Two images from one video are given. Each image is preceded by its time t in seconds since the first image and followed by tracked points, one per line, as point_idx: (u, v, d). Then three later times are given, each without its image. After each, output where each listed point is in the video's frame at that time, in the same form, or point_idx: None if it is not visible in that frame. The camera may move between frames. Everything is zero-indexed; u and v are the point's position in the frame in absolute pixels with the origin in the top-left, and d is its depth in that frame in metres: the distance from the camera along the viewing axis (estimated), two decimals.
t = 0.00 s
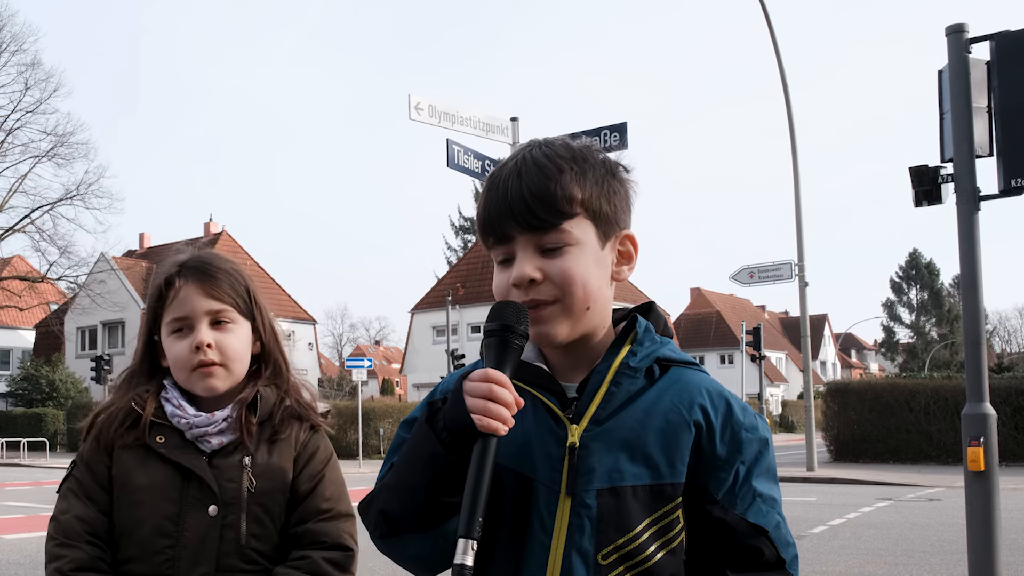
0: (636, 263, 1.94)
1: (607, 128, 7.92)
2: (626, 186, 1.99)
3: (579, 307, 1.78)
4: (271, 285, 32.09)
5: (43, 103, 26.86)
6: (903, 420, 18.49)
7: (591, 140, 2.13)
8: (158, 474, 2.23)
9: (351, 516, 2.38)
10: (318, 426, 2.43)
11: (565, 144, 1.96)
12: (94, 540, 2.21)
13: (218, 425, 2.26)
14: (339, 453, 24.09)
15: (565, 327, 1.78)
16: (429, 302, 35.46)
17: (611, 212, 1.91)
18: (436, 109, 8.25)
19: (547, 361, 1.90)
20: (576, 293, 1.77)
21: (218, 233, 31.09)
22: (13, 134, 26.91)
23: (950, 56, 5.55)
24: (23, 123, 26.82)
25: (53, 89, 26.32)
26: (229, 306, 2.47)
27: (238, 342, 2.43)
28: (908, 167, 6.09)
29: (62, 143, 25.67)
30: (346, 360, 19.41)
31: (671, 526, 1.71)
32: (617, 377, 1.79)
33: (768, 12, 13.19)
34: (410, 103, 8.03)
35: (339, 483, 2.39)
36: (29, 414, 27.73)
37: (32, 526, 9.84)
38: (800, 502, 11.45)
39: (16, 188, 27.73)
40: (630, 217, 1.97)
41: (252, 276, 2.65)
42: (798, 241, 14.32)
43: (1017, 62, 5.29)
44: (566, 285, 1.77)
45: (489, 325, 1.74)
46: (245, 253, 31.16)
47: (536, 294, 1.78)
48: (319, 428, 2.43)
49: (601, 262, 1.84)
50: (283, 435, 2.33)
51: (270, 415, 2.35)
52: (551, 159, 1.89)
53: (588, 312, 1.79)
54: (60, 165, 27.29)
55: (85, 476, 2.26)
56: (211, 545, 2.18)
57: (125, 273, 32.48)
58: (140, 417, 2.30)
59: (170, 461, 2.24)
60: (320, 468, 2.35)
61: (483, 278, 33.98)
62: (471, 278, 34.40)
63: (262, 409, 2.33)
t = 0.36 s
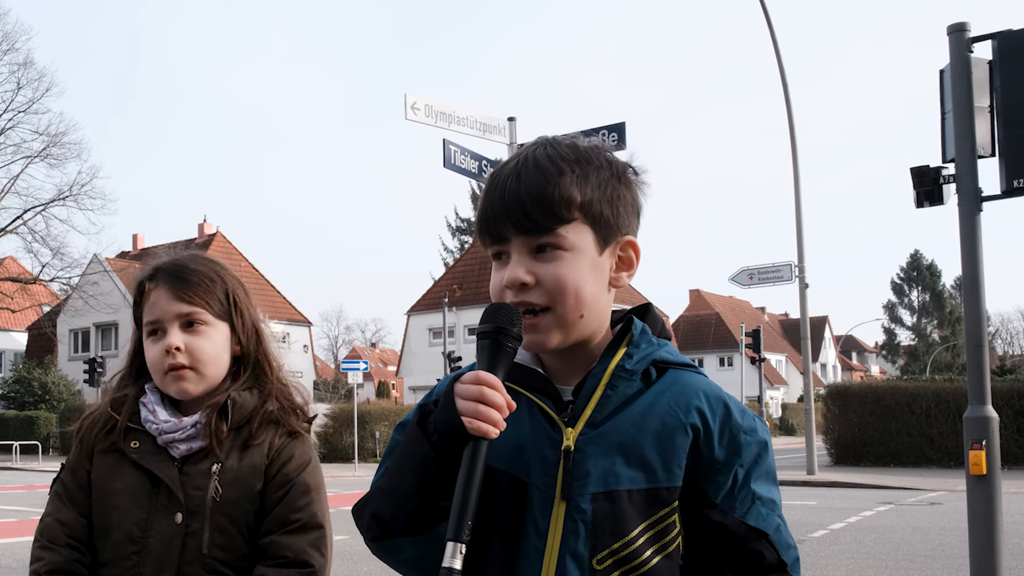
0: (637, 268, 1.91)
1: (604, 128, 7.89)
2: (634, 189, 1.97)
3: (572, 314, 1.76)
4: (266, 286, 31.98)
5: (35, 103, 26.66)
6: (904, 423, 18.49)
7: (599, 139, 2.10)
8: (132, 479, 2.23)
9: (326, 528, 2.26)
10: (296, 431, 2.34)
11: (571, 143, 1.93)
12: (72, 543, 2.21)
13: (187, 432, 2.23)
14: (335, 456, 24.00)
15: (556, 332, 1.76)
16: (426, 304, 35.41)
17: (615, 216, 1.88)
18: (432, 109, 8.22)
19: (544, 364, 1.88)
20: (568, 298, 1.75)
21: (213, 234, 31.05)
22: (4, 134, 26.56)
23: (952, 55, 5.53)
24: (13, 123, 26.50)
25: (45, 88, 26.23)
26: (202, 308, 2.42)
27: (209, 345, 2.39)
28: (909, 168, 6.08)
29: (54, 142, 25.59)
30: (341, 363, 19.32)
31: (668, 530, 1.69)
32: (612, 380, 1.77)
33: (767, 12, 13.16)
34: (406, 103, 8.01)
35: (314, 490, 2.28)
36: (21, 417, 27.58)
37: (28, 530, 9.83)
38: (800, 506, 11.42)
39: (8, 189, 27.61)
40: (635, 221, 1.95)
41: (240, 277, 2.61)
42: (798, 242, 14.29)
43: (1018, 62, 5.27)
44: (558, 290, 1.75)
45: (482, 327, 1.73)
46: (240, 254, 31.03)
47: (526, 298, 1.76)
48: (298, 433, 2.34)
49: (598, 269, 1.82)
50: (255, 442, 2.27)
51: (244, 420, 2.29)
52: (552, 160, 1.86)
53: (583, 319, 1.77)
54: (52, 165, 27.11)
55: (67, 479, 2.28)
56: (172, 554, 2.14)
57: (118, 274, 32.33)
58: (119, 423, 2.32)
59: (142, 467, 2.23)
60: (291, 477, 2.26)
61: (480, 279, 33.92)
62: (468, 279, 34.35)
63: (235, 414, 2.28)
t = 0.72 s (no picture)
0: (641, 274, 1.89)
1: (603, 128, 7.87)
2: (641, 193, 1.95)
3: (573, 320, 1.74)
4: (261, 288, 31.89)
5: (28, 103, 26.34)
6: (905, 426, 18.44)
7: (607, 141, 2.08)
8: (115, 483, 2.22)
9: (299, 534, 2.15)
10: (277, 435, 2.27)
11: (580, 146, 1.91)
12: (63, 548, 2.24)
13: (164, 438, 2.22)
14: (332, 459, 23.94)
15: (556, 336, 1.74)
16: (422, 306, 35.34)
17: (620, 221, 1.86)
18: (429, 109, 8.20)
19: (544, 366, 1.86)
20: (568, 305, 1.74)
21: (208, 235, 30.95)
22: None
23: (953, 55, 5.51)
24: (7, 123, 26.23)
25: (38, 88, 26.09)
26: (201, 310, 2.40)
27: (206, 348, 2.37)
28: (911, 168, 6.06)
29: (47, 143, 25.49)
30: (337, 365, 19.27)
31: (666, 534, 1.67)
32: (612, 383, 1.75)
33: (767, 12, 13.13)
34: (403, 103, 7.98)
35: (290, 494, 2.18)
36: (13, 420, 27.48)
37: (25, 534, 9.82)
38: (801, 510, 11.41)
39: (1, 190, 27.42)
40: (641, 225, 1.93)
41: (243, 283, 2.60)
42: (799, 244, 14.26)
43: (1020, 61, 5.25)
44: (559, 297, 1.73)
45: (480, 327, 1.71)
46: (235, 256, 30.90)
47: (527, 303, 1.74)
48: (279, 437, 2.26)
49: (601, 276, 1.80)
50: (231, 446, 2.21)
51: (225, 425, 2.25)
52: (559, 163, 1.85)
53: (582, 325, 1.75)
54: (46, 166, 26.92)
55: (64, 483, 2.31)
56: (145, 558, 2.11)
57: (111, 276, 32.22)
58: (109, 429, 2.33)
59: (126, 471, 2.22)
60: (263, 482, 2.18)
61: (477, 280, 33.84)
62: (465, 280, 34.22)
63: (214, 418, 2.24)
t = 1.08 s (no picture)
0: (643, 274, 1.88)
1: (601, 128, 7.84)
2: (639, 192, 1.93)
3: (579, 321, 1.72)
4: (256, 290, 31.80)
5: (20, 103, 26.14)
6: (906, 430, 18.39)
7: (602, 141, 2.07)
8: (143, 487, 2.18)
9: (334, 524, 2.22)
10: (306, 432, 2.30)
11: (578, 146, 1.90)
12: (81, 556, 2.18)
13: (196, 439, 2.20)
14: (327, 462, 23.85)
15: (562, 339, 1.72)
16: (418, 308, 35.28)
17: (621, 220, 1.84)
18: (425, 109, 8.18)
19: (546, 369, 1.84)
20: (576, 306, 1.72)
21: (203, 236, 30.84)
22: None
23: (955, 54, 5.49)
24: None
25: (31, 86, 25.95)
26: (228, 311, 2.40)
27: (233, 349, 2.36)
28: (912, 169, 6.04)
29: (40, 142, 25.38)
30: (332, 367, 19.21)
31: (669, 539, 1.65)
32: (615, 386, 1.74)
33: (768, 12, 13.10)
34: (399, 103, 7.96)
35: (322, 489, 2.23)
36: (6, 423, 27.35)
37: (20, 538, 9.80)
38: (801, 514, 11.39)
39: None
40: (641, 224, 1.91)
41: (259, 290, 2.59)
42: (799, 245, 14.23)
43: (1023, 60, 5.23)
44: (566, 298, 1.72)
45: (484, 329, 1.69)
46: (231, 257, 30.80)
47: (534, 305, 1.72)
48: (307, 434, 2.30)
49: (605, 275, 1.78)
50: (263, 446, 2.22)
51: (254, 425, 2.25)
52: (560, 163, 1.83)
53: (589, 326, 1.74)
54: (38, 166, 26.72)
55: (75, 491, 2.24)
56: (188, 559, 2.11)
57: (105, 278, 32.11)
58: (126, 433, 2.28)
59: (152, 475, 2.19)
60: (299, 476, 2.21)
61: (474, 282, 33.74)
62: (461, 281, 34.08)
63: (244, 418, 2.24)
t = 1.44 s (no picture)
0: (643, 274, 1.86)
1: (598, 128, 7.82)
2: (636, 192, 1.92)
3: (582, 322, 1.71)
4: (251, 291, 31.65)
5: (13, 103, 25.92)
6: (907, 433, 18.37)
7: (600, 142, 2.04)
8: (177, 494, 2.17)
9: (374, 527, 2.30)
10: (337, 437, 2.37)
11: (574, 147, 1.88)
12: (105, 570, 2.17)
13: (233, 444, 2.21)
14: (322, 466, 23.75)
15: (564, 340, 1.71)
16: (414, 309, 35.22)
17: (621, 218, 1.83)
18: (421, 108, 8.16)
19: (546, 369, 1.82)
20: (577, 306, 1.70)
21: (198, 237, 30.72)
22: None
23: (956, 53, 5.48)
24: None
25: (25, 86, 25.86)
26: (203, 315, 2.32)
27: (212, 354, 2.28)
28: (913, 169, 6.02)
29: (33, 142, 25.29)
30: (328, 370, 19.17)
31: (673, 543, 1.63)
32: (617, 389, 1.72)
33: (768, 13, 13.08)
34: (395, 102, 7.94)
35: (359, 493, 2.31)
36: None
37: (15, 542, 9.79)
38: (801, 518, 11.39)
39: None
40: (637, 223, 1.89)
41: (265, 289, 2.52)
42: (799, 246, 14.20)
43: None
44: (567, 298, 1.70)
45: (485, 332, 1.67)
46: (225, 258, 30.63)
47: (535, 305, 1.70)
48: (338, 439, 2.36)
49: (606, 275, 1.77)
50: (300, 453, 2.26)
51: (286, 432, 2.28)
52: (557, 163, 1.81)
53: (590, 325, 1.72)
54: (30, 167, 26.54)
55: (96, 504, 2.21)
56: (232, 566, 2.13)
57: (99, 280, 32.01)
58: (152, 439, 2.25)
59: (187, 481, 2.18)
60: (340, 481, 2.29)
61: (471, 283, 33.68)
62: (458, 283, 34.03)
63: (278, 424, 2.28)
